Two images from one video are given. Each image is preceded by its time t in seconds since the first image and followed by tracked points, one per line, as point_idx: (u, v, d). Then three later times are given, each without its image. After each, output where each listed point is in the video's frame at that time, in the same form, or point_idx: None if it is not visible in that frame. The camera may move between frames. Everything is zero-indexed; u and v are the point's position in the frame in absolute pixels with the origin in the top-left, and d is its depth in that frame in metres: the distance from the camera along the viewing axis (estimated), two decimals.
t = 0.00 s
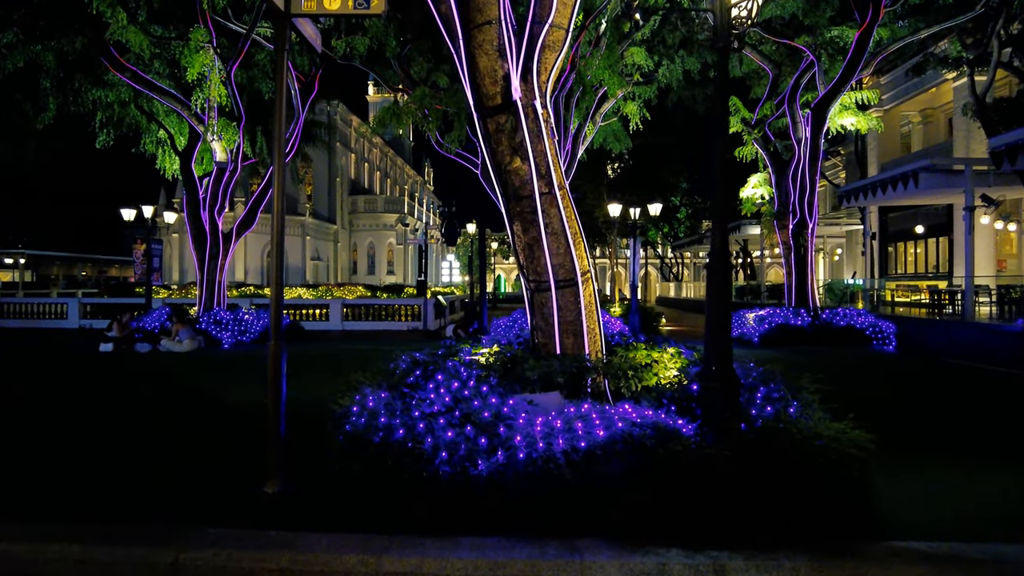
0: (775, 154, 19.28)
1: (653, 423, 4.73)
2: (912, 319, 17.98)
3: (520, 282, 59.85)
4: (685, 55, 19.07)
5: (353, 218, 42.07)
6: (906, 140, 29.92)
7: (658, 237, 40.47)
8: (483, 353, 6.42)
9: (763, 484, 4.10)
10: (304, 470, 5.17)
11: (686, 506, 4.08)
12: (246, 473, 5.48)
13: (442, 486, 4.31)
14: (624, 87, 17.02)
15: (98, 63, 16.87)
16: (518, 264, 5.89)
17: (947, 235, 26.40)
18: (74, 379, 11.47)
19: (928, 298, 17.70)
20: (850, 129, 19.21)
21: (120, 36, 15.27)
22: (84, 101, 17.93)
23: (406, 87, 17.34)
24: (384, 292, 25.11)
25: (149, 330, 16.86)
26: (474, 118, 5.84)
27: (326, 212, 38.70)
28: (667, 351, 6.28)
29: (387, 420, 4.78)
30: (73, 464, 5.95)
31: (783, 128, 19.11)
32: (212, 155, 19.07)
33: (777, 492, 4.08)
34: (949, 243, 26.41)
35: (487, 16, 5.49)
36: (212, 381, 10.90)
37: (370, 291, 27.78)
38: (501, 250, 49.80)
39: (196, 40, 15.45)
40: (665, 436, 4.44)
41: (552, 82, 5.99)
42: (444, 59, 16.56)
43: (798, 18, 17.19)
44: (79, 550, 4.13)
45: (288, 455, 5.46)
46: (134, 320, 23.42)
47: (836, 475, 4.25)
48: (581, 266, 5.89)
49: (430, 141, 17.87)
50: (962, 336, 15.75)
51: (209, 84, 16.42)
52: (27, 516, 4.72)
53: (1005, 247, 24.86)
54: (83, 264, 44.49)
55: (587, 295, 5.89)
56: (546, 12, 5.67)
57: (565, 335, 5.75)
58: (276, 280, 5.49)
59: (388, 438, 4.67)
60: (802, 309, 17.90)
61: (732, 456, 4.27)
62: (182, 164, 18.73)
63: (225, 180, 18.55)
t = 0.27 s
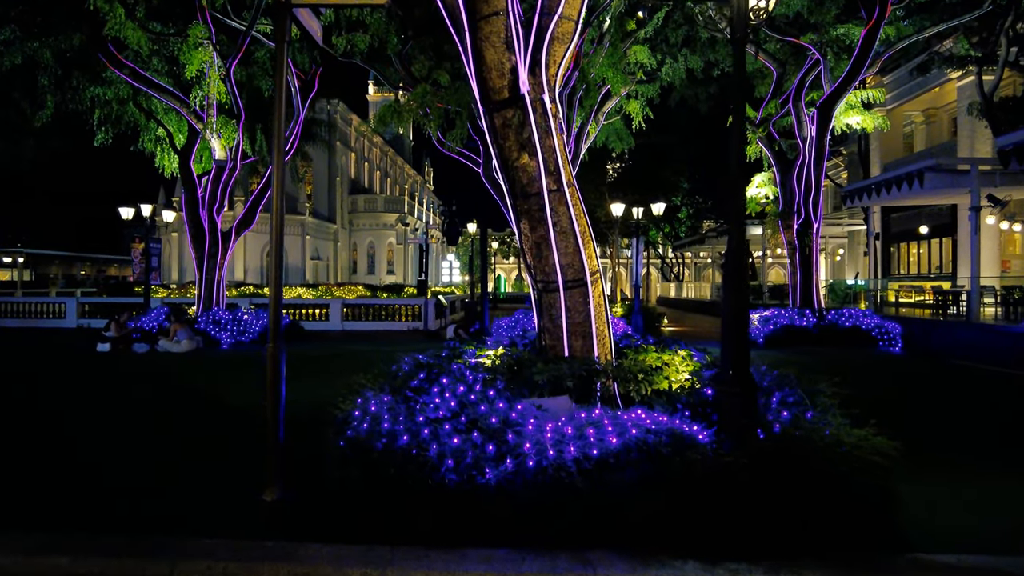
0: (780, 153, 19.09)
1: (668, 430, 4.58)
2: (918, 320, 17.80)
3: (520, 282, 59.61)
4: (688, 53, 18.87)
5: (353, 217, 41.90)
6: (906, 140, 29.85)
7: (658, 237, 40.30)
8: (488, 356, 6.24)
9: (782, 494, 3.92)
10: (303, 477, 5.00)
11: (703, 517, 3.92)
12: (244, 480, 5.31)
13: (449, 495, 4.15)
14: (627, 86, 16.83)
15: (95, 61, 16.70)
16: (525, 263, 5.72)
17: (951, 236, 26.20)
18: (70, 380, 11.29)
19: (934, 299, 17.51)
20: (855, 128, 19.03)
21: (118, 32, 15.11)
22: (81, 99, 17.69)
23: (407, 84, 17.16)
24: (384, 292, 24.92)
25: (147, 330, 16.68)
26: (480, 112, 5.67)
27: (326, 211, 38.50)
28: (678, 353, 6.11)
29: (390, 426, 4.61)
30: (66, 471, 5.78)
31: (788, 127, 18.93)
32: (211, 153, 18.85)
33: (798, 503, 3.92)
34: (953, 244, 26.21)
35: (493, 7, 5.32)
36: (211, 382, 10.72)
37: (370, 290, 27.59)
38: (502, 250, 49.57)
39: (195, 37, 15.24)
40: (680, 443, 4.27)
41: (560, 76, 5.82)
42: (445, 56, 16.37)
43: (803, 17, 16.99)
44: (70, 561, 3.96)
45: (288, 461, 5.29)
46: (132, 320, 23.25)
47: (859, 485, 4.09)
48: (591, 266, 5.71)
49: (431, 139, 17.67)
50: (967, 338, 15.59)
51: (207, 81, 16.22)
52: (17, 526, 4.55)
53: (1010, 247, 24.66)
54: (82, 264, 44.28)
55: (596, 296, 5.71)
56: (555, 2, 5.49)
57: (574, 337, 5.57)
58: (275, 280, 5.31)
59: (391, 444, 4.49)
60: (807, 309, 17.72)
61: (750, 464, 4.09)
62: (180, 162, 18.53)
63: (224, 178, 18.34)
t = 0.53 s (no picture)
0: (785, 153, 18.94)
1: (683, 434, 4.51)
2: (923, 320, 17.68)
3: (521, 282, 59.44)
4: (691, 52, 18.72)
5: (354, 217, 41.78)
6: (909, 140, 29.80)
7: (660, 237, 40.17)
8: (495, 357, 6.12)
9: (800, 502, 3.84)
10: (308, 481, 4.89)
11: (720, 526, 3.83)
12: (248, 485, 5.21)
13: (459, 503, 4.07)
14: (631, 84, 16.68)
15: (95, 59, 16.56)
16: (535, 262, 5.60)
17: (955, 236, 26.04)
18: (69, 381, 11.16)
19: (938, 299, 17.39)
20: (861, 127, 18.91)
21: (119, 29, 14.93)
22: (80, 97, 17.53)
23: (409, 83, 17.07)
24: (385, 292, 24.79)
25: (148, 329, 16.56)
26: (488, 108, 5.54)
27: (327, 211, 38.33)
28: (690, 355, 5.98)
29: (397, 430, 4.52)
30: (66, 474, 5.66)
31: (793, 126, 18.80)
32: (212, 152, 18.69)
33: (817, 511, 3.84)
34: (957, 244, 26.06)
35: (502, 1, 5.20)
36: (212, 383, 10.61)
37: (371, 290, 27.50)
38: (503, 250, 49.45)
39: (196, 35, 15.09)
40: (696, 450, 4.18)
41: (570, 72, 5.71)
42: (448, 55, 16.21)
43: (808, 15, 16.86)
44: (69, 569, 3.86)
45: (292, 465, 5.18)
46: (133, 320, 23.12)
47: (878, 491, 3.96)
48: (601, 266, 5.59)
49: (433, 138, 17.56)
50: (972, 339, 15.46)
51: (208, 80, 16.09)
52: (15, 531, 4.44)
53: (1014, 248, 24.52)
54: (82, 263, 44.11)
55: (606, 296, 5.60)
56: None
57: (584, 339, 5.45)
58: (279, 280, 5.20)
59: (398, 449, 4.52)
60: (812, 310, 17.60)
61: (768, 471, 4.01)
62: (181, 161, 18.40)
63: (225, 177, 18.19)
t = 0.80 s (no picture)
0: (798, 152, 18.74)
1: (705, 441, 4.44)
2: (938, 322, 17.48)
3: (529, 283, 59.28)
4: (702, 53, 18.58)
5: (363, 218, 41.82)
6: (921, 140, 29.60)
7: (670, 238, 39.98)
8: (510, 360, 6.04)
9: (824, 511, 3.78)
10: (323, 486, 4.86)
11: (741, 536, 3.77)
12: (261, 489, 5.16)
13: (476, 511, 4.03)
14: (642, 84, 16.57)
15: (105, 61, 16.61)
16: (550, 264, 5.52)
17: (969, 236, 25.76)
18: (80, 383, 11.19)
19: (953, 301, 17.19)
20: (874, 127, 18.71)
21: (130, 31, 14.96)
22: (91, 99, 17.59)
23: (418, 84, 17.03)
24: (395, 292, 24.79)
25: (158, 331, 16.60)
26: (503, 107, 5.47)
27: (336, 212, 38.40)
28: (707, 359, 5.88)
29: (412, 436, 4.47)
30: (77, 477, 5.63)
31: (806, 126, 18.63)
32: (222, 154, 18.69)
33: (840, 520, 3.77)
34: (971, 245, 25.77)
35: None
36: (223, 385, 10.59)
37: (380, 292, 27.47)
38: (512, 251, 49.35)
39: (206, 36, 15.02)
40: (717, 457, 4.11)
41: (586, 71, 5.63)
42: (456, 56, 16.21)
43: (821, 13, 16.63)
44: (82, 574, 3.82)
45: (305, 469, 5.14)
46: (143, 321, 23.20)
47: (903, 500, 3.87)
48: (618, 267, 5.51)
49: (442, 140, 17.53)
50: (989, 341, 15.23)
51: (219, 81, 16.12)
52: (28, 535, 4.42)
53: None
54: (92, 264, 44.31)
55: (623, 298, 5.51)
56: None
57: (600, 342, 5.36)
58: (293, 282, 5.13)
59: (414, 455, 4.48)
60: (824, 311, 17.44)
61: (791, 480, 3.95)
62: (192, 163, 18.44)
63: (236, 179, 18.19)
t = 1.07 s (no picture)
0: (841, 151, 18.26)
1: (752, 450, 4.34)
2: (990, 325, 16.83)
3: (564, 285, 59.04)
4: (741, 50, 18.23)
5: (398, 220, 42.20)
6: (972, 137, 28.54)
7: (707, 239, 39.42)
8: (549, 365, 5.98)
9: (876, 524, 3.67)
10: (364, 489, 4.89)
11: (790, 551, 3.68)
12: (302, 491, 5.22)
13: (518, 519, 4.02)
14: (679, 83, 16.32)
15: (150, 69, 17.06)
16: (589, 267, 5.45)
17: None
18: (127, 383, 11.52)
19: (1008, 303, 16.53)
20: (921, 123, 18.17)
21: (174, 40, 15.32)
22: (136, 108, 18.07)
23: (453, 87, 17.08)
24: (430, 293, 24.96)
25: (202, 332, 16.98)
26: (541, 109, 5.42)
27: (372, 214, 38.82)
28: (752, 365, 5.73)
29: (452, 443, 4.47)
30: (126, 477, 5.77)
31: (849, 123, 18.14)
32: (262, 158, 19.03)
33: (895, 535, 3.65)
34: None
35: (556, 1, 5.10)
36: (263, 387, 10.75)
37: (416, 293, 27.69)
38: (546, 252, 49.25)
39: (246, 43, 15.27)
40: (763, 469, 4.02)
41: (626, 72, 5.56)
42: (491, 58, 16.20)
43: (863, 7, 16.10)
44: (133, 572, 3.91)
45: (347, 473, 5.17)
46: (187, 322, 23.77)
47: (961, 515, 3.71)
48: (659, 272, 5.41)
49: (477, 143, 17.56)
50: None
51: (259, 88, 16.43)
52: (80, 533, 4.53)
53: None
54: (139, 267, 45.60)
55: (665, 302, 5.41)
56: None
57: (642, 348, 5.27)
58: (333, 285, 5.16)
59: (455, 461, 4.48)
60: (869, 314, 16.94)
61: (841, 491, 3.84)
62: (233, 168, 18.82)
63: (275, 183, 18.52)
